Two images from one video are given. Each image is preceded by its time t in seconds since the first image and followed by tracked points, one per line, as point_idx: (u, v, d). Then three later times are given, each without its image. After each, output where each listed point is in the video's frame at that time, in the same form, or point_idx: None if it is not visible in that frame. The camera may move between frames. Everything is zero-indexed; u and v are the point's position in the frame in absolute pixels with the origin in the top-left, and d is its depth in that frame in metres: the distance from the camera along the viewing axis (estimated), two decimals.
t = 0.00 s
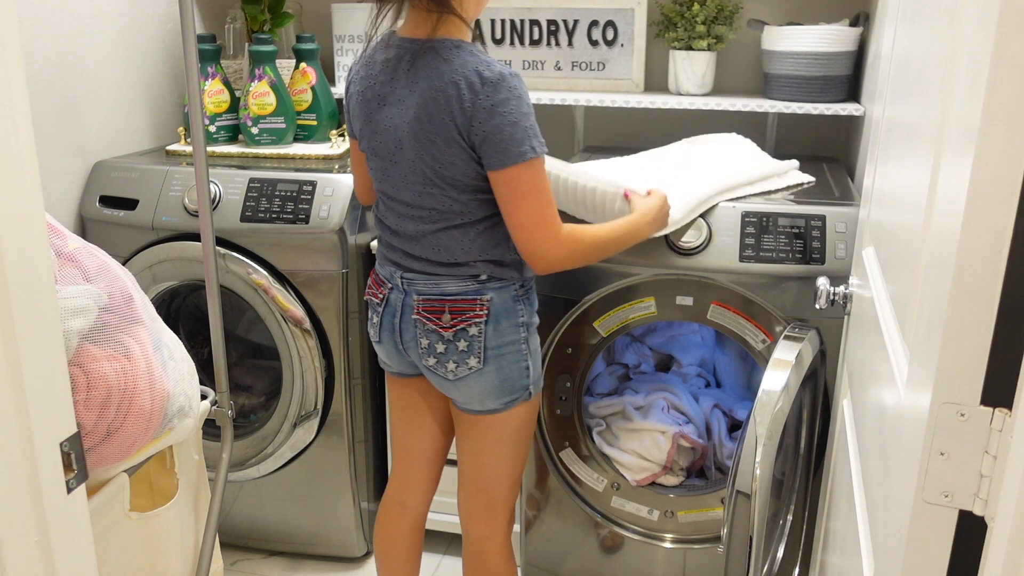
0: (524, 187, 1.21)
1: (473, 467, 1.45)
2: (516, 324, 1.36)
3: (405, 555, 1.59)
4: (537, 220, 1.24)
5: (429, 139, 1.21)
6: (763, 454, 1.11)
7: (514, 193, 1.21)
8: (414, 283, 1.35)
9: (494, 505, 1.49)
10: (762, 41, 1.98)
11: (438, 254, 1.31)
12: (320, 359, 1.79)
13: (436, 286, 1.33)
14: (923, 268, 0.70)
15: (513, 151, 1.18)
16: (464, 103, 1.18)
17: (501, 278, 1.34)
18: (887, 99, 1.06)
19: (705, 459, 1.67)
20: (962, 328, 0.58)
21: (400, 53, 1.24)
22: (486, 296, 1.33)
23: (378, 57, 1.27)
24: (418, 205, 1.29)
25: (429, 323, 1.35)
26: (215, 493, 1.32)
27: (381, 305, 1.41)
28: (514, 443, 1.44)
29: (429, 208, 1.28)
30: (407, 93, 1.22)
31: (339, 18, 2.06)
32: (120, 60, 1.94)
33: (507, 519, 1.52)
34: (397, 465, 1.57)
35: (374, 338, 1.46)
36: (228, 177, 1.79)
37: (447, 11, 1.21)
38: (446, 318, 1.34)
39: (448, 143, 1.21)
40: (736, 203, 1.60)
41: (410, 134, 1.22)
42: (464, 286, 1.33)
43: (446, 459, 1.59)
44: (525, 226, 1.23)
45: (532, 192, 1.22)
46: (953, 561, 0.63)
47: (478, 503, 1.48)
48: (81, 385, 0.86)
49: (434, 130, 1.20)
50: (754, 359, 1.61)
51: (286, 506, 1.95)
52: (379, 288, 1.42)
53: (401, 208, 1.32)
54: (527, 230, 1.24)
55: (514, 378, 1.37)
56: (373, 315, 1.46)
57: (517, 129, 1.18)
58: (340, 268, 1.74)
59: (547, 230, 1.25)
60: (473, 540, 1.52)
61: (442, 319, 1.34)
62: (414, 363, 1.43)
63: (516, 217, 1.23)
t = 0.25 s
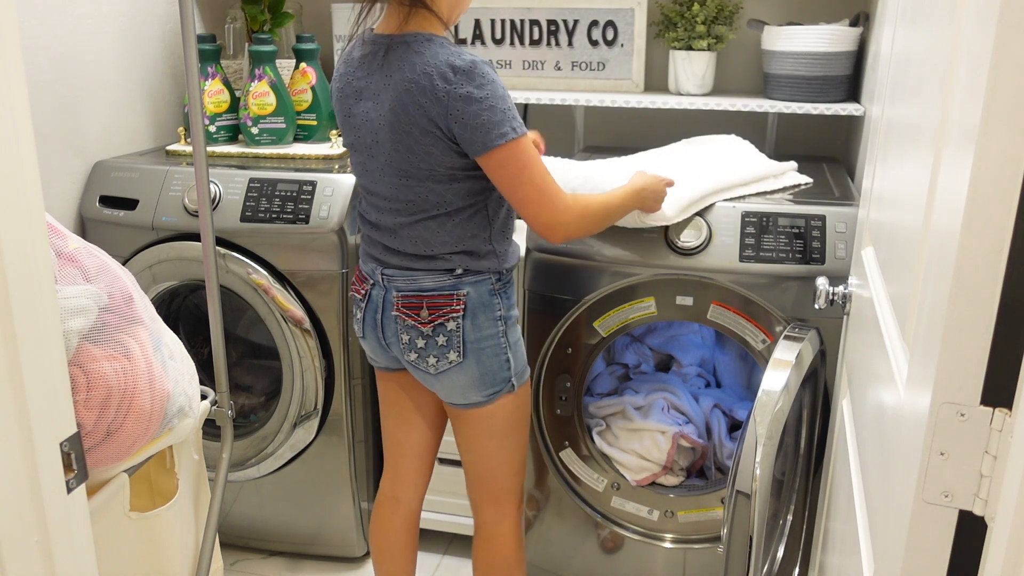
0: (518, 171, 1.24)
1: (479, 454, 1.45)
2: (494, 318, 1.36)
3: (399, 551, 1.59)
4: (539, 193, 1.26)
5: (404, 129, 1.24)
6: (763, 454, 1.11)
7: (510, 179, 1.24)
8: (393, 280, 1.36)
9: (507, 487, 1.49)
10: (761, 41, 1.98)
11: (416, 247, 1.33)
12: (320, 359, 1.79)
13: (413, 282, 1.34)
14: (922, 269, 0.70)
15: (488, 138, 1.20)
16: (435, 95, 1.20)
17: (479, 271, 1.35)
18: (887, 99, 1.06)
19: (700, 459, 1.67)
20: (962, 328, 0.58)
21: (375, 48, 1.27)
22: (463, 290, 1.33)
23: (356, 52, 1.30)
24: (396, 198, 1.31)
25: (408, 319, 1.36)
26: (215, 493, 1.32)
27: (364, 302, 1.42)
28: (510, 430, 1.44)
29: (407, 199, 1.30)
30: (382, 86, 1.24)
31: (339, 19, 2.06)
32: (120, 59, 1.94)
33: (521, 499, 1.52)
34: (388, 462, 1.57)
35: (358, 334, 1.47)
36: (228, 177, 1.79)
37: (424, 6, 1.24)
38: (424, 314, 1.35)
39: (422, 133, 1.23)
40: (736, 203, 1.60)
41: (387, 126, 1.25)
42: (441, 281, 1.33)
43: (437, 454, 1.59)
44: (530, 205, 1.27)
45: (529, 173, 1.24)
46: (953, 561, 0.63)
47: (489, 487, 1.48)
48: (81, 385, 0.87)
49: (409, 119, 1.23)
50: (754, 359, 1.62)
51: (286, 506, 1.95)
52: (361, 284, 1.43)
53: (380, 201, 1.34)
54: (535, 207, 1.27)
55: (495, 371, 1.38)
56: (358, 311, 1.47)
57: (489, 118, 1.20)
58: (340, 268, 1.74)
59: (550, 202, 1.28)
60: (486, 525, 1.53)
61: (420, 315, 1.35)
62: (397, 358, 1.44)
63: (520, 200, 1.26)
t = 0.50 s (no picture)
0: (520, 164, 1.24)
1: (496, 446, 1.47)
2: (484, 317, 1.36)
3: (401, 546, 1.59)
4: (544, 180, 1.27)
5: (395, 126, 1.24)
6: (763, 454, 1.11)
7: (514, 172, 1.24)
8: (385, 279, 1.36)
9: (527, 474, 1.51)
10: (761, 41, 1.98)
11: (405, 245, 1.33)
12: (320, 359, 1.79)
13: (404, 281, 1.34)
14: (922, 269, 0.70)
15: (480, 133, 1.20)
16: (425, 91, 1.20)
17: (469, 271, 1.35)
18: (887, 99, 1.06)
19: (699, 458, 1.67)
20: (962, 328, 0.58)
21: (369, 47, 1.27)
22: (453, 290, 1.34)
23: (352, 52, 1.31)
24: (387, 195, 1.31)
25: (400, 319, 1.36)
26: (215, 493, 1.32)
27: (357, 300, 1.43)
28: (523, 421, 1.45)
29: (397, 197, 1.30)
30: (374, 84, 1.25)
31: (339, 19, 2.06)
32: (120, 59, 1.94)
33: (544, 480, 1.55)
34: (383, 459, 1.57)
35: (351, 332, 1.47)
36: (228, 177, 1.79)
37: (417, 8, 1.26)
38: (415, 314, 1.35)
39: (412, 130, 1.23)
40: (736, 203, 1.60)
41: (378, 123, 1.25)
42: (431, 281, 1.33)
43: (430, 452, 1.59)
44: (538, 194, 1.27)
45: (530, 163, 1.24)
46: (954, 561, 0.63)
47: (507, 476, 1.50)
48: (81, 385, 0.87)
49: (398, 114, 1.23)
50: (754, 359, 1.62)
51: (286, 506, 1.95)
52: (355, 282, 1.43)
53: (371, 199, 1.34)
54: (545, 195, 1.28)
55: (489, 367, 1.38)
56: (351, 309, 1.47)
57: (478, 115, 1.20)
58: (340, 268, 1.74)
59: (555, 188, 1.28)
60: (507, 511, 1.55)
61: (411, 315, 1.35)
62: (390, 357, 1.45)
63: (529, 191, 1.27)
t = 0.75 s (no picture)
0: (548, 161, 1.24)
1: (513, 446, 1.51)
2: (518, 311, 1.39)
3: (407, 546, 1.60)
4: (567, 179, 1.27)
5: (433, 128, 1.26)
6: (763, 454, 1.11)
7: (540, 172, 1.25)
8: (419, 276, 1.37)
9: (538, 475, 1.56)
10: (761, 42, 1.98)
11: (440, 243, 1.35)
12: (320, 359, 1.79)
13: (440, 277, 1.36)
14: (923, 268, 0.70)
15: (515, 133, 1.22)
16: (462, 94, 1.22)
17: (503, 265, 1.38)
18: (887, 99, 1.06)
19: (700, 458, 1.67)
20: (963, 328, 0.58)
21: (399, 49, 1.28)
22: (489, 284, 1.36)
23: (380, 53, 1.32)
24: (421, 195, 1.32)
25: (435, 313, 1.37)
26: (215, 493, 1.32)
27: (384, 296, 1.42)
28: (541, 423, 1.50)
29: (431, 196, 1.32)
30: (408, 87, 1.26)
31: (339, 19, 2.06)
32: (120, 60, 1.94)
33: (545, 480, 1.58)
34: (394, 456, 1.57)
35: (373, 331, 1.46)
36: (228, 177, 1.79)
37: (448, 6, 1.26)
38: (451, 308, 1.37)
39: (451, 131, 1.25)
40: (736, 203, 1.60)
41: (413, 125, 1.27)
42: (467, 276, 1.36)
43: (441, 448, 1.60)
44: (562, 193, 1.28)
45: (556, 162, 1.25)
46: (954, 561, 0.63)
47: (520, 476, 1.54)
48: (81, 385, 0.86)
49: (435, 117, 1.25)
50: (754, 359, 1.62)
51: (286, 506, 1.95)
52: (381, 279, 1.42)
53: (402, 198, 1.35)
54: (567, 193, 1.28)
55: (521, 360, 1.40)
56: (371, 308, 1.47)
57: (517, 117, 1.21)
58: (341, 268, 1.74)
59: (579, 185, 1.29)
60: (515, 511, 1.59)
61: (447, 310, 1.36)
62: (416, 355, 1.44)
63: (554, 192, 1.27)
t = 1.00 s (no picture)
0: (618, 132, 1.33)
1: (531, 445, 1.52)
2: (552, 307, 1.43)
3: (425, 548, 1.62)
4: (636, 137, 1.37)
5: (483, 120, 1.29)
6: (763, 454, 1.11)
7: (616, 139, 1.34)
8: (454, 272, 1.40)
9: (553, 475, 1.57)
10: (761, 41, 1.98)
11: (480, 238, 1.37)
12: (320, 359, 1.79)
13: (477, 273, 1.39)
14: (923, 268, 0.70)
15: (571, 118, 1.28)
16: (515, 86, 1.26)
17: (538, 262, 1.42)
18: (887, 99, 1.06)
19: (700, 457, 1.67)
20: (963, 327, 0.58)
21: (443, 46, 1.31)
22: (527, 280, 1.40)
23: (422, 51, 1.35)
24: (464, 189, 1.35)
25: (472, 309, 1.40)
26: (216, 493, 1.32)
27: (417, 294, 1.44)
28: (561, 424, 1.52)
29: (475, 190, 1.35)
30: (457, 81, 1.29)
31: (339, 19, 2.06)
32: (120, 60, 1.94)
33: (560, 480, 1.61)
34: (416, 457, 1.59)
35: (404, 327, 1.48)
36: (228, 177, 1.79)
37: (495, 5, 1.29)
38: (488, 303, 1.40)
39: (501, 123, 1.29)
40: (736, 203, 1.60)
41: (463, 118, 1.30)
42: (505, 271, 1.39)
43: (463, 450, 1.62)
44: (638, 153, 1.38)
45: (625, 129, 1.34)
46: (954, 561, 0.63)
47: (536, 476, 1.56)
48: (81, 385, 0.87)
49: (484, 110, 1.28)
50: (754, 358, 1.62)
51: (286, 506, 1.95)
52: (413, 277, 1.44)
53: (442, 194, 1.38)
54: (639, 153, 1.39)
55: (553, 356, 1.44)
56: (400, 304, 1.48)
57: (574, 106, 1.27)
58: (340, 268, 1.74)
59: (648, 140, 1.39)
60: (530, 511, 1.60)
61: (485, 305, 1.39)
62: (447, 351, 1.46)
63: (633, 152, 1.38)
